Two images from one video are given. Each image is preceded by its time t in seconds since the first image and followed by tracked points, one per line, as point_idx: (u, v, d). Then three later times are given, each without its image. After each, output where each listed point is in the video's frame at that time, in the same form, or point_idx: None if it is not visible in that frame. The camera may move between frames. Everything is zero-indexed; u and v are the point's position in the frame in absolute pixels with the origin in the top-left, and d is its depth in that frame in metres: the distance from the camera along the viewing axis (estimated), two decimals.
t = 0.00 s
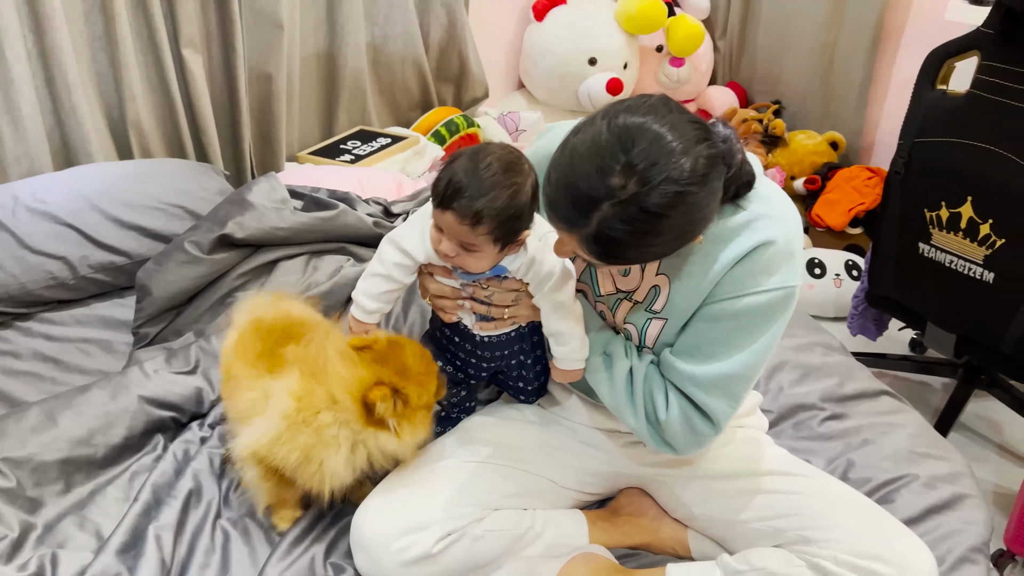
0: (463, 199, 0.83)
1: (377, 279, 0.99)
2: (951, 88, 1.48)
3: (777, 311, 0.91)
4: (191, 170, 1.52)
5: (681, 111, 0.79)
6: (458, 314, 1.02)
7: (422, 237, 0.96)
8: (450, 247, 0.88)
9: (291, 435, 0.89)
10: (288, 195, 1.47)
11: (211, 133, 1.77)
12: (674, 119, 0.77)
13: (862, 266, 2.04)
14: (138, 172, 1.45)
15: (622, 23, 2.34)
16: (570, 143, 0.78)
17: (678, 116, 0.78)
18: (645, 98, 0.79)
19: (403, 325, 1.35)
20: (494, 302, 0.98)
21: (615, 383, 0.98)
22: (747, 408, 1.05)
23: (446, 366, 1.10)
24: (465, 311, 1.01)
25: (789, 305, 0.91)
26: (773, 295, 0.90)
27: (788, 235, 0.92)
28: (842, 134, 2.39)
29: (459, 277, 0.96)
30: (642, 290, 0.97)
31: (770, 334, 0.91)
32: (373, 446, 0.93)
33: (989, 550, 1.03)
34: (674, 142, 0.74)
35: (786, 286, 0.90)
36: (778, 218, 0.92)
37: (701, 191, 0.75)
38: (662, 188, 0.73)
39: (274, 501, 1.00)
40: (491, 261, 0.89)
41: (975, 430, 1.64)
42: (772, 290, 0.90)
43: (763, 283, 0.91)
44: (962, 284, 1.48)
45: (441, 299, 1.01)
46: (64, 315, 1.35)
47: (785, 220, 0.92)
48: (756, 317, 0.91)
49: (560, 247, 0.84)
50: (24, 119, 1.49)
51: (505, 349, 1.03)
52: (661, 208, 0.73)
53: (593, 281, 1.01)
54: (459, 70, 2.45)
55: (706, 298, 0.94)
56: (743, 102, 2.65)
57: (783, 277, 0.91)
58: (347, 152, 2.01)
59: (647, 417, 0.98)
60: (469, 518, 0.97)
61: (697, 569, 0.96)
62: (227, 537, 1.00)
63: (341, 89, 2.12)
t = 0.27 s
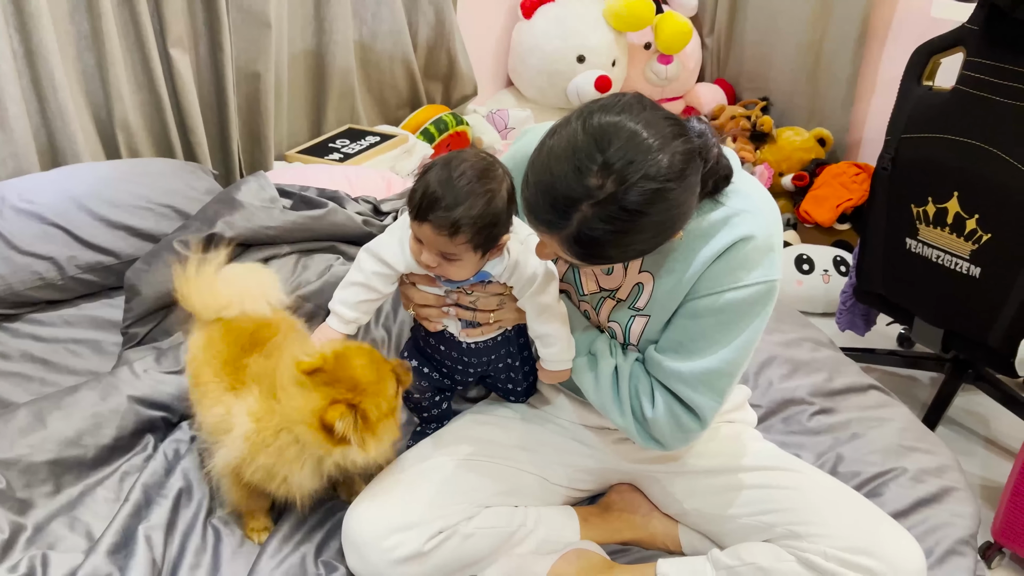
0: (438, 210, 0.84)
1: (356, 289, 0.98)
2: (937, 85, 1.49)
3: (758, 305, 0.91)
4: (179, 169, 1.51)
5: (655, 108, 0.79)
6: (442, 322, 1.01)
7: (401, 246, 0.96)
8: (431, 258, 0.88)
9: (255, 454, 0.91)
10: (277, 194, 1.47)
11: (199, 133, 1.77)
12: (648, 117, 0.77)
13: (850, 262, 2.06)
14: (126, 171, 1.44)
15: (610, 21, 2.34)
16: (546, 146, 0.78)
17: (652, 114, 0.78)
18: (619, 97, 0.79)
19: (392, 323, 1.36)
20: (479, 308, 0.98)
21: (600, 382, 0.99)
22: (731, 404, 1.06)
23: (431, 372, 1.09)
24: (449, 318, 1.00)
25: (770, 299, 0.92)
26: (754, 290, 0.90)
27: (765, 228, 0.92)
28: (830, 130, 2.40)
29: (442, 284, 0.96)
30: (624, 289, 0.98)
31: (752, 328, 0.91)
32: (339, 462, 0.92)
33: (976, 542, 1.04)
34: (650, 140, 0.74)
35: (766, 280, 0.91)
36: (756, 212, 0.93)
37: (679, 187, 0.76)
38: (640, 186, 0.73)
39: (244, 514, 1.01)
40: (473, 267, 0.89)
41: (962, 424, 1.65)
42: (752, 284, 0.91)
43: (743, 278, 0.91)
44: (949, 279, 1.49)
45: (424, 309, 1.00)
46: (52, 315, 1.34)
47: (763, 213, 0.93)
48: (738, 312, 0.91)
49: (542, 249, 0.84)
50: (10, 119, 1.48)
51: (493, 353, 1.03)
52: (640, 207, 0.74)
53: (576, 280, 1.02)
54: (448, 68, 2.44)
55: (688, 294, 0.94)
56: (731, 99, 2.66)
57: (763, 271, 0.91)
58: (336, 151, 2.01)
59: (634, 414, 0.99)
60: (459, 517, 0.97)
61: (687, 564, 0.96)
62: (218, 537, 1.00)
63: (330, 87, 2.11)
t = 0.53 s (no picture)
0: (422, 216, 0.83)
1: (346, 298, 0.98)
2: (927, 81, 1.49)
3: (745, 301, 0.91)
4: (169, 167, 1.50)
5: (638, 110, 0.79)
6: (431, 325, 0.99)
7: (386, 248, 0.95)
8: (415, 263, 0.87)
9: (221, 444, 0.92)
10: (268, 192, 1.47)
11: (189, 130, 1.76)
12: (631, 119, 0.77)
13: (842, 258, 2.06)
14: (115, 169, 1.43)
15: (602, 19, 2.33)
16: (529, 150, 0.77)
17: (634, 115, 0.77)
18: (601, 99, 0.79)
19: (383, 322, 1.36)
20: (467, 308, 0.97)
21: (590, 380, 0.99)
22: (723, 400, 1.06)
23: (419, 376, 1.06)
24: (438, 320, 0.98)
25: (756, 294, 0.92)
26: (741, 286, 0.91)
27: (750, 224, 0.92)
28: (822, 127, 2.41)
29: (429, 285, 0.95)
30: (612, 287, 0.97)
31: (739, 323, 0.91)
32: (294, 444, 0.93)
33: (969, 536, 1.04)
34: (633, 143, 0.74)
35: (752, 276, 0.91)
36: (741, 207, 0.92)
37: (664, 189, 0.75)
38: (625, 191, 0.73)
39: (232, 516, 1.01)
40: (458, 271, 0.89)
41: (955, 419, 1.66)
42: (739, 281, 0.91)
43: (730, 275, 0.91)
44: (941, 274, 1.49)
45: (412, 311, 0.98)
46: (41, 314, 1.32)
47: (748, 208, 0.93)
48: (725, 309, 0.91)
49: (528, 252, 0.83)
50: None
51: (483, 353, 1.02)
52: (625, 211, 0.73)
53: (564, 280, 1.01)
54: (439, 66, 2.44)
55: (675, 291, 0.94)
56: (723, 96, 2.66)
57: (749, 267, 0.91)
58: (327, 149, 2.00)
59: (623, 412, 0.99)
60: (452, 514, 0.97)
61: (680, 560, 0.96)
62: (208, 537, 0.99)
63: (321, 84, 2.10)
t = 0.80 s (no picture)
0: (414, 208, 0.83)
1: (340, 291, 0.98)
2: (919, 79, 1.49)
3: (730, 297, 0.91)
4: (160, 167, 1.50)
5: (622, 106, 0.78)
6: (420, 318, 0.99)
7: (376, 242, 0.95)
8: (408, 253, 0.88)
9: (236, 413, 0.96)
10: (259, 191, 1.46)
11: (181, 130, 1.75)
12: (613, 114, 0.76)
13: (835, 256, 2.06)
14: (105, 169, 1.43)
15: (596, 18, 2.33)
16: (511, 146, 0.77)
17: (617, 111, 0.77)
18: (585, 95, 0.78)
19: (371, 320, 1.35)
20: (456, 301, 0.96)
21: (576, 378, 0.99)
22: (712, 399, 1.06)
23: (408, 374, 1.06)
24: (427, 314, 0.98)
25: (741, 290, 0.91)
26: (725, 282, 0.90)
27: (736, 219, 0.91)
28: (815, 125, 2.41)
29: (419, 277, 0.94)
30: (597, 282, 0.97)
31: (724, 319, 0.91)
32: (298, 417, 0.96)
33: (959, 532, 1.04)
34: (614, 139, 0.74)
35: (736, 272, 0.90)
36: (726, 202, 0.91)
37: (646, 186, 0.75)
38: (605, 188, 0.73)
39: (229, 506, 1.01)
40: (451, 263, 0.89)
41: (947, 416, 1.66)
42: (723, 277, 0.90)
43: (714, 270, 0.90)
44: (933, 272, 1.49)
45: (402, 304, 0.98)
46: (31, 315, 1.32)
47: (734, 203, 0.92)
48: (708, 305, 0.91)
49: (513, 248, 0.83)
50: None
51: (471, 350, 1.01)
52: (606, 208, 0.73)
53: (552, 276, 1.01)
54: (432, 65, 2.43)
55: (661, 287, 0.94)
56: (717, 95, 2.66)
57: (734, 263, 0.90)
58: (320, 148, 2.00)
59: (609, 409, 0.99)
60: (443, 512, 0.97)
61: (670, 559, 0.96)
62: (198, 536, 0.99)
63: (313, 83, 2.10)
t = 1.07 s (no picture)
0: (405, 204, 0.84)
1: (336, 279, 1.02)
2: (914, 78, 1.50)
3: (715, 296, 0.92)
4: (157, 168, 1.51)
5: (603, 107, 0.78)
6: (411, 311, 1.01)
7: (368, 235, 0.98)
8: (400, 249, 0.89)
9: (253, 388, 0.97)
10: (256, 192, 1.47)
11: (179, 131, 1.76)
12: (594, 116, 0.76)
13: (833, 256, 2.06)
14: (102, 170, 1.43)
15: (593, 18, 2.34)
16: (492, 147, 0.78)
17: (599, 112, 0.77)
18: (567, 95, 0.79)
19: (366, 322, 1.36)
20: (444, 294, 0.98)
21: (564, 375, 0.99)
22: (704, 398, 1.07)
23: (402, 367, 1.08)
24: (418, 306, 1.00)
25: (727, 289, 0.92)
26: (711, 281, 0.91)
27: (723, 218, 0.92)
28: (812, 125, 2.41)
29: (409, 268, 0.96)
30: (586, 280, 0.98)
31: (710, 318, 0.92)
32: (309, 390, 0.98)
33: (950, 529, 1.05)
34: (593, 141, 0.74)
35: (722, 271, 0.91)
36: (713, 201, 0.92)
37: (624, 188, 0.75)
38: (583, 190, 0.73)
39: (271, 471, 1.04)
40: (441, 259, 0.91)
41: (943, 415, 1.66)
42: (709, 276, 0.91)
43: (700, 269, 0.91)
44: (928, 271, 1.50)
45: (393, 296, 1.00)
46: (29, 315, 1.33)
47: (721, 203, 0.93)
48: (694, 303, 0.92)
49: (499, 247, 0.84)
50: None
51: (461, 346, 1.02)
52: (583, 209, 0.74)
53: (542, 275, 1.02)
54: (430, 66, 2.44)
55: (648, 285, 0.95)
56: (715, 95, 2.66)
57: (720, 262, 0.91)
58: (318, 150, 2.01)
59: (596, 407, 0.99)
60: (436, 509, 0.97)
61: (662, 555, 0.96)
62: (193, 535, 1.00)
63: (311, 84, 2.11)
